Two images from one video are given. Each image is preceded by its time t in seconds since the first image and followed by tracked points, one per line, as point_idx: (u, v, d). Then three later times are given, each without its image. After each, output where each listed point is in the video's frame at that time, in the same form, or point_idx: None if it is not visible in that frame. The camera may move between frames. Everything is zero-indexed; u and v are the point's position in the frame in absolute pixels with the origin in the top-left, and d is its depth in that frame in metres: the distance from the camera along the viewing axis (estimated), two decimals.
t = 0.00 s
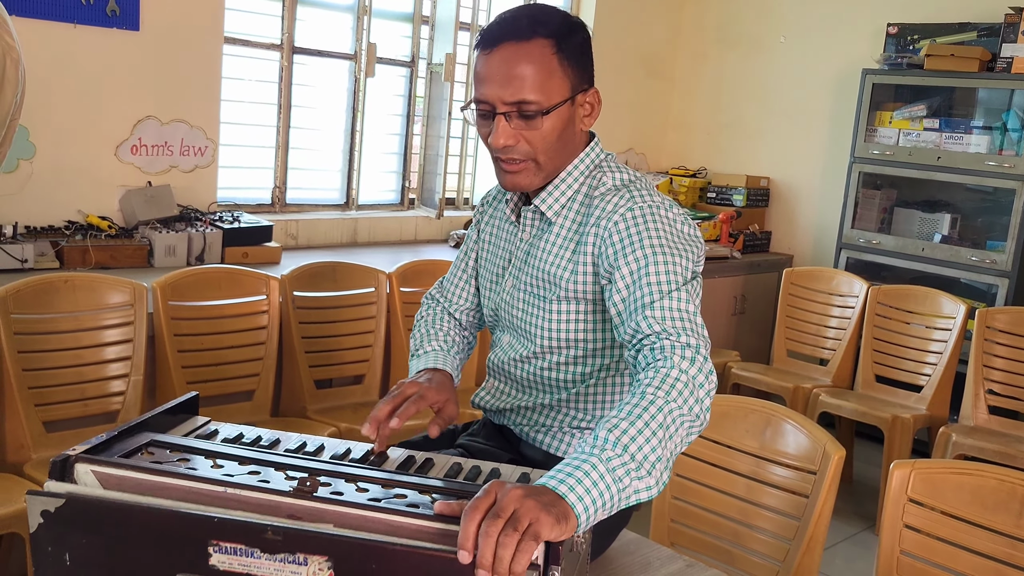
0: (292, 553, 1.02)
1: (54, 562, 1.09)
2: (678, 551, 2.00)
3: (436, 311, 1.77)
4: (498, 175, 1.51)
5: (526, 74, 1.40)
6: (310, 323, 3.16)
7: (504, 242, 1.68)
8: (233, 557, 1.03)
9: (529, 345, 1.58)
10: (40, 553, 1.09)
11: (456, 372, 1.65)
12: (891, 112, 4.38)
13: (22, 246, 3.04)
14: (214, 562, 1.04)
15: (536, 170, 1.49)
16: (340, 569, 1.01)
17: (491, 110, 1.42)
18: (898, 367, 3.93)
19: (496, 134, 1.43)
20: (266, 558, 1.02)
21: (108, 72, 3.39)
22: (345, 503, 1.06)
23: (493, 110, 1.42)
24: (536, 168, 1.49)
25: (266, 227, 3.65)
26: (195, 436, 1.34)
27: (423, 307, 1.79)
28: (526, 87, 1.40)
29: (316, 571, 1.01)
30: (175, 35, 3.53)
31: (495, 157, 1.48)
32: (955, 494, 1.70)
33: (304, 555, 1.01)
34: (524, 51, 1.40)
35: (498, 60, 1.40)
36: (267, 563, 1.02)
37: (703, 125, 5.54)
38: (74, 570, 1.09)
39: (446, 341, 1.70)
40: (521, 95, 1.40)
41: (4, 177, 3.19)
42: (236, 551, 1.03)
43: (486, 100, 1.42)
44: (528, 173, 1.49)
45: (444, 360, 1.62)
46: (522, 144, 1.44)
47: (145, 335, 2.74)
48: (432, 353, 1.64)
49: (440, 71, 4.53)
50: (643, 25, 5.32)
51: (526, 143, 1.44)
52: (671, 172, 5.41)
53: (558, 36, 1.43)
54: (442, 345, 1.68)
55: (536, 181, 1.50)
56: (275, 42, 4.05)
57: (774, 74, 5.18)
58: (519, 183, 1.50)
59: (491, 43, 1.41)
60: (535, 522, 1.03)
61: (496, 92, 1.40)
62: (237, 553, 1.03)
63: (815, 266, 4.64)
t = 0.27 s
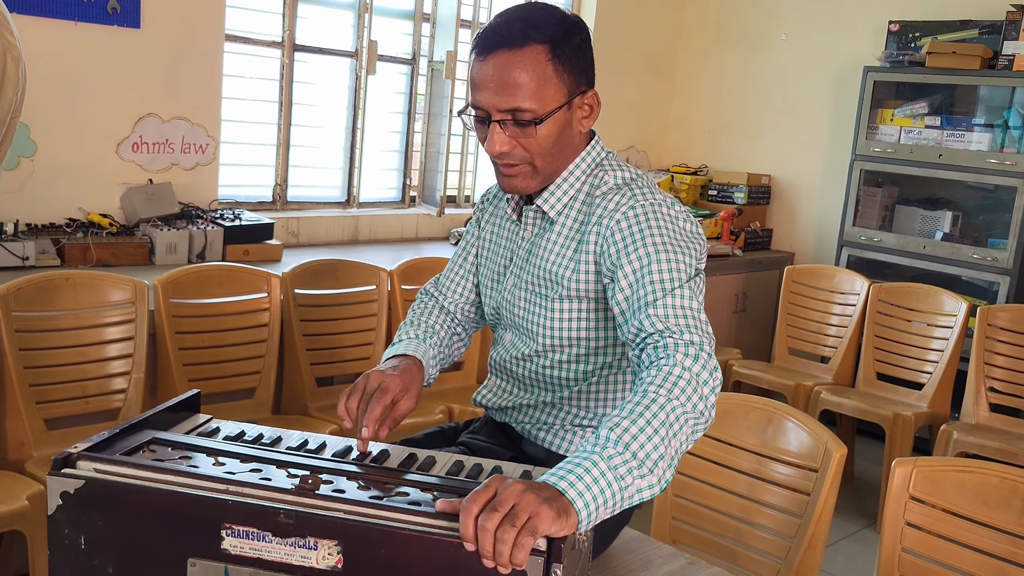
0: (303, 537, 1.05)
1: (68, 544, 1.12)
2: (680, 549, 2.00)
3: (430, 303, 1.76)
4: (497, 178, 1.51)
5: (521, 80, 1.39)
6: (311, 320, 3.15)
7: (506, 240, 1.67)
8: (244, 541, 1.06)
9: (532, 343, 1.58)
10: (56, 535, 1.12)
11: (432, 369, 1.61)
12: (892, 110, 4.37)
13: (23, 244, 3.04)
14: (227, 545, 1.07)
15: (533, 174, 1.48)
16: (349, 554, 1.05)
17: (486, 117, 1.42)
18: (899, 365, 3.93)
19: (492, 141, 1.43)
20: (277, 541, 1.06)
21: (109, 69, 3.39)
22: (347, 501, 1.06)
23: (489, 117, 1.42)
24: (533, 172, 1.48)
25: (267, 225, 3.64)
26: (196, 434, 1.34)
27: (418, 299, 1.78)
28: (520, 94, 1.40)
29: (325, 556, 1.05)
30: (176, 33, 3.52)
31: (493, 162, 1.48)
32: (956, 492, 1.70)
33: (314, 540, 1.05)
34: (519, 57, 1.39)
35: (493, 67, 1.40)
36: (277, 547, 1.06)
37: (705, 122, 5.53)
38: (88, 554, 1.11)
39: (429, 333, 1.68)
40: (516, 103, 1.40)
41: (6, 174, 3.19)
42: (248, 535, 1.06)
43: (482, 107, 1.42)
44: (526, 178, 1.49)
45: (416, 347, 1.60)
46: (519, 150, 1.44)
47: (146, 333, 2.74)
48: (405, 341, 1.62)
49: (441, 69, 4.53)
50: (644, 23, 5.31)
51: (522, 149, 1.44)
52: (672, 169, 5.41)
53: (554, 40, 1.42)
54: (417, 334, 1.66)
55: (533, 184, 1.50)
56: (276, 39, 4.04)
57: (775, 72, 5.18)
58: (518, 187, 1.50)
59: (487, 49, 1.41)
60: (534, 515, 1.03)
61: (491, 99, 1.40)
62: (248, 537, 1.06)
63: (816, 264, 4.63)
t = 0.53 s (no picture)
0: (308, 536, 1.05)
1: (72, 544, 1.12)
2: (683, 548, 2.00)
3: (425, 302, 1.77)
4: (500, 173, 1.50)
5: (534, 73, 1.40)
6: (314, 319, 3.15)
7: (507, 239, 1.67)
8: (249, 540, 1.06)
9: (534, 343, 1.58)
10: (59, 535, 1.12)
11: (427, 386, 1.62)
12: (895, 108, 4.37)
13: (26, 243, 3.03)
14: (230, 545, 1.07)
15: (540, 169, 1.48)
16: (353, 553, 1.05)
17: (497, 109, 1.42)
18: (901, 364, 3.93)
19: (501, 133, 1.43)
20: (282, 540, 1.06)
21: (111, 68, 3.39)
22: (351, 500, 1.07)
23: (500, 110, 1.42)
24: (539, 167, 1.48)
25: (270, 224, 3.65)
26: (200, 433, 1.34)
27: (414, 295, 1.80)
28: (533, 87, 1.41)
29: (330, 555, 1.05)
30: (179, 31, 3.53)
31: (499, 157, 1.48)
32: (959, 491, 1.70)
33: (319, 539, 1.05)
34: (532, 50, 1.40)
35: (505, 59, 1.40)
36: (282, 546, 1.06)
37: (706, 121, 5.53)
38: (91, 554, 1.12)
39: (423, 345, 1.69)
40: (528, 94, 1.40)
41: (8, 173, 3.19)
42: (253, 534, 1.06)
43: (493, 99, 1.42)
44: (533, 173, 1.48)
45: (414, 375, 1.58)
46: (528, 143, 1.44)
47: (149, 332, 2.74)
48: (403, 364, 1.61)
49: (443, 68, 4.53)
50: (646, 22, 5.31)
51: (532, 142, 1.44)
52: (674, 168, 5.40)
53: (565, 35, 1.43)
54: (415, 355, 1.65)
55: (538, 179, 1.49)
56: (278, 38, 4.04)
57: (777, 70, 5.17)
58: (524, 184, 1.49)
59: (499, 42, 1.42)
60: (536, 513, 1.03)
61: (503, 91, 1.41)
62: (253, 536, 1.06)
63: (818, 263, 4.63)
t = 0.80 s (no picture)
0: (291, 565, 0.98)
1: (55, 567, 1.06)
2: (684, 547, 2.00)
3: (427, 302, 1.77)
4: (504, 156, 1.53)
5: (543, 48, 1.45)
6: (315, 318, 3.16)
7: (505, 238, 1.67)
8: (231, 568, 0.99)
9: (534, 341, 1.58)
10: (41, 558, 1.06)
11: (442, 376, 1.64)
12: (896, 107, 4.37)
13: (27, 242, 3.03)
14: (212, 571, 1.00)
15: (544, 150, 1.51)
16: None
17: (506, 82, 1.47)
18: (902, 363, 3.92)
19: (509, 105, 1.46)
20: (265, 569, 0.99)
21: (113, 66, 3.39)
22: (352, 499, 1.07)
23: (509, 82, 1.46)
24: (544, 147, 1.50)
25: (271, 223, 3.65)
26: (201, 432, 1.34)
27: (413, 296, 1.79)
28: (542, 62, 1.45)
29: None
30: (179, 30, 3.52)
31: (505, 134, 1.50)
32: (961, 490, 1.70)
33: (303, 569, 0.98)
34: (542, 28, 1.45)
35: (515, 35, 1.45)
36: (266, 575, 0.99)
37: (707, 120, 5.53)
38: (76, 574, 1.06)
39: (433, 338, 1.69)
40: (537, 68, 1.45)
41: (9, 172, 3.19)
42: (234, 562, 0.99)
43: (503, 72, 1.46)
44: (537, 153, 1.50)
45: (429, 364, 1.61)
46: (535, 119, 1.47)
47: (150, 331, 2.74)
48: (417, 356, 1.63)
49: (445, 67, 4.52)
50: (647, 20, 5.30)
51: (538, 117, 1.47)
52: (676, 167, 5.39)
53: (573, 20, 1.49)
54: (428, 347, 1.66)
55: (542, 162, 1.51)
56: (279, 37, 4.04)
57: (779, 69, 5.17)
58: (527, 163, 1.51)
59: (510, 20, 1.47)
60: (553, 534, 1.01)
61: (514, 64, 1.45)
62: (235, 563, 0.99)
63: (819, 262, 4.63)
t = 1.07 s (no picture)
0: (305, 546, 1.02)
1: (66, 554, 1.09)
2: (686, 548, 2.00)
3: (431, 308, 1.76)
4: (499, 151, 1.51)
5: (541, 42, 1.45)
6: (316, 319, 3.15)
7: (504, 239, 1.67)
8: (245, 551, 1.03)
9: (532, 342, 1.58)
10: (52, 546, 1.09)
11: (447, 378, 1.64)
12: (898, 108, 4.36)
13: (29, 243, 3.03)
14: (226, 555, 1.04)
15: (539, 146, 1.49)
16: (352, 562, 1.02)
17: (503, 75, 1.46)
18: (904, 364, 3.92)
19: (505, 97, 1.45)
20: (279, 550, 1.03)
21: (114, 67, 3.39)
22: (354, 500, 1.07)
23: (506, 75, 1.46)
24: (539, 142, 1.49)
25: (272, 224, 3.65)
26: (203, 433, 1.34)
27: (417, 300, 1.79)
28: (540, 55, 1.45)
29: (328, 565, 1.02)
30: (181, 30, 3.52)
31: (500, 128, 1.49)
32: (963, 491, 1.69)
33: (316, 548, 1.02)
34: (541, 23, 1.46)
35: (515, 29, 1.46)
36: (279, 557, 1.03)
37: (709, 121, 5.52)
38: (86, 563, 1.09)
39: (437, 341, 1.70)
40: (534, 61, 1.45)
41: (11, 173, 3.19)
42: (248, 544, 1.03)
43: (501, 65, 1.46)
44: (532, 148, 1.49)
45: (435, 367, 1.61)
46: (530, 112, 1.47)
47: (152, 332, 2.74)
48: (421, 358, 1.63)
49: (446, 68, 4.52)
50: (648, 21, 5.30)
51: (533, 111, 1.47)
52: (677, 168, 5.39)
53: (573, 21, 1.50)
54: (432, 350, 1.67)
55: (538, 158, 1.50)
56: (280, 38, 4.05)
57: (780, 70, 5.17)
58: (522, 159, 1.50)
59: (510, 15, 1.48)
60: (547, 520, 1.03)
61: (512, 56, 1.45)
62: (249, 546, 1.03)
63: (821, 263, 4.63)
